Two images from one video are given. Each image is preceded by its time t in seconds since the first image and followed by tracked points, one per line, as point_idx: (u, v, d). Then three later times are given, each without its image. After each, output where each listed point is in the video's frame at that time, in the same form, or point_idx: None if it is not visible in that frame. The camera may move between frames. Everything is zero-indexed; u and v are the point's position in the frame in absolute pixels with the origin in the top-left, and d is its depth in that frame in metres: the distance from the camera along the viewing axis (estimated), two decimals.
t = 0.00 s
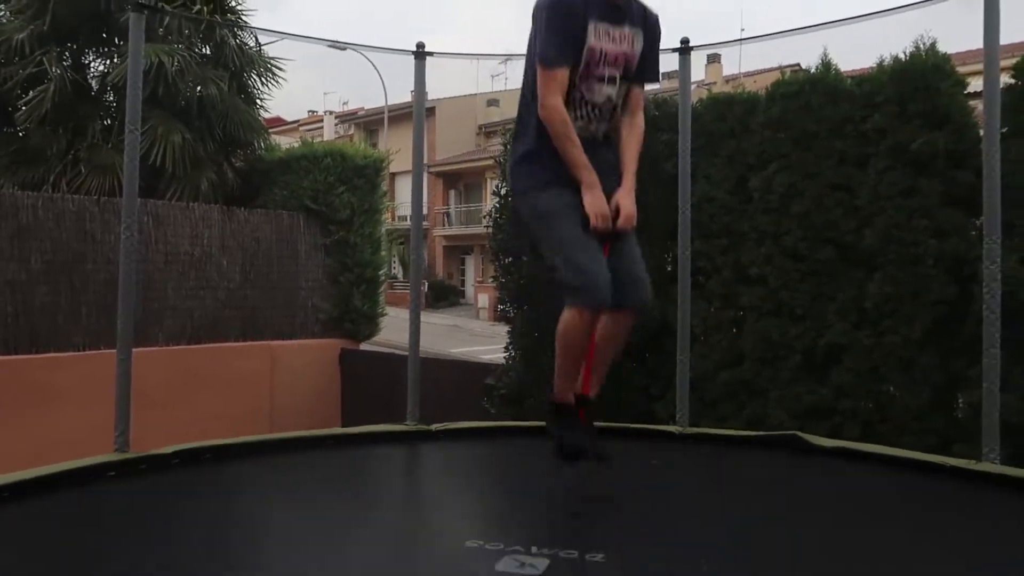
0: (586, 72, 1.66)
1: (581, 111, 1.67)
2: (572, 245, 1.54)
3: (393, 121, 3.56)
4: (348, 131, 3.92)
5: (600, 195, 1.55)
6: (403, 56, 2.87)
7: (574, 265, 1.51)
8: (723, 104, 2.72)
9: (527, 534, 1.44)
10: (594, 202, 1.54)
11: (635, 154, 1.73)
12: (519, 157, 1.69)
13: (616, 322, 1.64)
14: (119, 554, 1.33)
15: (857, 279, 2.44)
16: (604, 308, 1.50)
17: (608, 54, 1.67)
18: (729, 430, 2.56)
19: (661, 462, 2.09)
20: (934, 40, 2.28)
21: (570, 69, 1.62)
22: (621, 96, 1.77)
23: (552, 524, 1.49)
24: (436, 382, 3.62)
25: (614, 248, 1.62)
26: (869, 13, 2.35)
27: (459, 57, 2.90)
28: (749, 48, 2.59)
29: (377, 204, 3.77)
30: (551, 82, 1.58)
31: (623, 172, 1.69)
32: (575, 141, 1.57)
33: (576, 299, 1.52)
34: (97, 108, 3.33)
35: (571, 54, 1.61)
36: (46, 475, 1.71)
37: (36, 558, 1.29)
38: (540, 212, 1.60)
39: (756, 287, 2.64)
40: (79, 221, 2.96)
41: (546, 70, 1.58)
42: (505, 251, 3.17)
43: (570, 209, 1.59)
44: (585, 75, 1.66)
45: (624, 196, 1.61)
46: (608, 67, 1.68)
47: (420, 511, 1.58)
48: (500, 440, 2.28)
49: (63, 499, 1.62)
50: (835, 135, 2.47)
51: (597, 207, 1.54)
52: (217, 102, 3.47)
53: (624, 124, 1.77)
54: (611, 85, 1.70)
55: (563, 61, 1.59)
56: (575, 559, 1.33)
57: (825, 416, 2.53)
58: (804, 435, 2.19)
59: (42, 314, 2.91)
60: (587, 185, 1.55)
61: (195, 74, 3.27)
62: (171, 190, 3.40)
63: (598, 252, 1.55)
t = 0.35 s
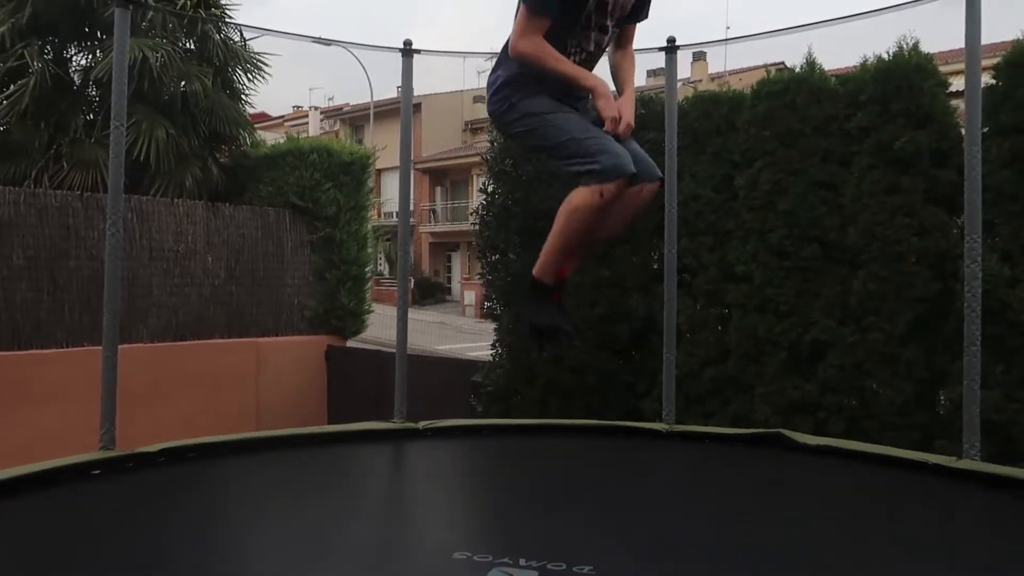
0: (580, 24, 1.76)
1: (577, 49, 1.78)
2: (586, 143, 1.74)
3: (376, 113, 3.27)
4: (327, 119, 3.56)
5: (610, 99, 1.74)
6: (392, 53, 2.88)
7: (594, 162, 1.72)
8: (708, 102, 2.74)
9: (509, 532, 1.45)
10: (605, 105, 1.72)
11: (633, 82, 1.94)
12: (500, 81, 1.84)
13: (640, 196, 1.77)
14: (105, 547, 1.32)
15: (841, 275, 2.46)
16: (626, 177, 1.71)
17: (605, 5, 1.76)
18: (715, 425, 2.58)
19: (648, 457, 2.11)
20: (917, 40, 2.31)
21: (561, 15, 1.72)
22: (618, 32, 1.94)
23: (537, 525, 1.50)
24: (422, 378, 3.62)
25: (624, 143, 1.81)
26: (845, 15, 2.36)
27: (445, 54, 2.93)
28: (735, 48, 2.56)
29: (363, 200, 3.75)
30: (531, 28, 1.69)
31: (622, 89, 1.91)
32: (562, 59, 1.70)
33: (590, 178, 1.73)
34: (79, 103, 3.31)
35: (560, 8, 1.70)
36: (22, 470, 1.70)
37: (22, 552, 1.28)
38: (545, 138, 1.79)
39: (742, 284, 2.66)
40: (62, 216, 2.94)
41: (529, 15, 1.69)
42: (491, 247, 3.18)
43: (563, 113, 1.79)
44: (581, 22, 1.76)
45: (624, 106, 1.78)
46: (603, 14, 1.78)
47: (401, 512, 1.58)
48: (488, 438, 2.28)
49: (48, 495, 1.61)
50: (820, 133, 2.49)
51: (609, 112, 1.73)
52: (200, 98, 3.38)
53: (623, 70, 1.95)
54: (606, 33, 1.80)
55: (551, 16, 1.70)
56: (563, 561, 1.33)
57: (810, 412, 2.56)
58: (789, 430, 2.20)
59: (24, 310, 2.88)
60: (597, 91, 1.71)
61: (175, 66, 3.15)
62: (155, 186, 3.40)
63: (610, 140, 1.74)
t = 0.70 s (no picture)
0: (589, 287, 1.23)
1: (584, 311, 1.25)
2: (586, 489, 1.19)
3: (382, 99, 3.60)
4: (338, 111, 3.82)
5: (610, 417, 1.20)
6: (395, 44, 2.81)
7: (584, 505, 1.18)
8: (711, 91, 2.73)
9: (492, 540, 1.49)
10: (603, 429, 1.19)
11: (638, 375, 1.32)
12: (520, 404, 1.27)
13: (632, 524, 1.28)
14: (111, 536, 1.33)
15: (845, 264, 2.46)
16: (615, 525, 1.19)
17: (613, 266, 1.24)
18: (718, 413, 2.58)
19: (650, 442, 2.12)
20: (922, 27, 2.33)
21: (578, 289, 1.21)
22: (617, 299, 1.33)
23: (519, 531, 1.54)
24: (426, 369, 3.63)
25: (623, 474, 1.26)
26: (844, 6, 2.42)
27: (448, 46, 2.90)
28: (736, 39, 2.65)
29: (366, 192, 3.74)
30: (556, 309, 1.16)
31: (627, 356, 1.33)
32: (582, 358, 1.19)
33: (580, 522, 1.19)
34: (82, 97, 3.32)
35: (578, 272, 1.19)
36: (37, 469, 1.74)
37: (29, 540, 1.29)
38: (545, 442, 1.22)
39: (745, 273, 2.66)
40: (67, 210, 2.94)
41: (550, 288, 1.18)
42: (495, 238, 3.18)
43: (573, 429, 1.21)
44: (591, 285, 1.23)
45: (627, 411, 1.26)
46: (609, 281, 1.26)
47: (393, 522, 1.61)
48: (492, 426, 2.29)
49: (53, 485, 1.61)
50: (823, 121, 2.48)
51: (610, 435, 1.19)
52: (204, 91, 3.40)
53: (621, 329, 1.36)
54: (617, 294, 1.28)
55: (579, 281, 1.19)
56: (553, 572, 1.36)
57: (813, 400, 2.56)
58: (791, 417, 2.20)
59: (29, 303, 2.88)
60: (596, 406, 1.19)
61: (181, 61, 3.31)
62: (157, 179, 3.38)
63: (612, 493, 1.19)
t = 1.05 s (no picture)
0: (526, 20, 1.57)
1: (524, 44, 1.59)
2: (520, 208, 1.50)
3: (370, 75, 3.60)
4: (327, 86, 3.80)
5: (545, 140, 1.49)
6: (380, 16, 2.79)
7: (513, 220, 1.50)
8: (698, 64, 2.71)
9: (501, 497, 1.44)
10: (540, 150, 1.47)
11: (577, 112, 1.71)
12: (462, 103, 1.60)
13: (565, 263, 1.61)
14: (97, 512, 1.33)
15: (830, 238, 2.47)
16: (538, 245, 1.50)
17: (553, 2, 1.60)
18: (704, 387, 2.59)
19: (635, 417, 2.14)
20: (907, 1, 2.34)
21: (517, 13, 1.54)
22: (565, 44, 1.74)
23: (522, 487, 1.51)
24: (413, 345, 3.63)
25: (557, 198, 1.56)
26: None
27: (436, 18, 2.88)
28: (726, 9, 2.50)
29: (352, 167, 3.71)
30: (493, 29, 1.50)
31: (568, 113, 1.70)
32: (517, 83, 1.51)
33: (517, 246, 1.50)
34: (61, 70, 3.26)
35: None
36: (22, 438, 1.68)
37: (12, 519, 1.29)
38: (476, 153, 1.55)
39: (731, 248, 2.66)
40: (47, 185, 2.91)
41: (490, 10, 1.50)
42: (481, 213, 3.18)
43: (510, 155, 1.53)
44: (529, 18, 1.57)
45: (568, 144, 1.57)
46: (546, 16, 1.60)
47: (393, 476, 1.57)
48: (478, 403, 2.29)
49: (38, 464, 1.61)
50: (810, 95, 2.47)
51: (544, 153, 1.47)
52: (186, 63, 3.36)
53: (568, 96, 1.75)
54: (557, 32, 1.63)
55: (511, 9, 1.52)
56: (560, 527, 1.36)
57: (797, 374, 2.58)
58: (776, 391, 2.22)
59: (11, 280, 2.86)
60: (530, 130, 1.49)
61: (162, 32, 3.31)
62: (140, 154, 3.34)
63: (540, 221, 1.50)
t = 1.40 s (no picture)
0: None
1: None
2: (460, 138, 1.72)
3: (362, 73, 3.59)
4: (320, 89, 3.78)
5: (480, 92, 1.72)
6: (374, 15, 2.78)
7: (458, 161, 1.71)
8: (690, 67, 2.72)
9: (497, 501, 1.43)
10: (474, 99, 1.71)
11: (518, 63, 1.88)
12: (405, 47, 1.80)
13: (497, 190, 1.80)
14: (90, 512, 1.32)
15: (820, 242, 2.49)
16: (480, 182, 1.72)
17: None
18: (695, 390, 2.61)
19: (626, 417, 2.15)
20: (899, 6, 2.35)
21: None
22: None
23: (514, 494, 1.50)
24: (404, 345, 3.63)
25: (491, 145, 1.78)
26: None
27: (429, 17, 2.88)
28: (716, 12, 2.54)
29: (343, 166, 3.69)
30: None
31: (507, 57, 1.88)
32: (455, 34, 1.70)
33: (461, 173, 1.72)
34: (50, 64, 3.23)
35: None
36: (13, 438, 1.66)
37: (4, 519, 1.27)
38: (416, 91, 1.77)
39: (722, 251, 2.67)
40: (36, 181, 2.88)
41: None
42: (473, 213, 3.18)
43: (450, 91, 1.76)
44: None
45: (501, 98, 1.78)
46: None
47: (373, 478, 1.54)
48: (470, 404, 2.30)
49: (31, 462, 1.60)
50: (801, 100, 2.49)
51: (478, 102, 1.71)
52: (176, 59, 3.31)
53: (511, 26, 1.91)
54: None
55: None
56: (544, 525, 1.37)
57: (787, 376, 2.59)
58: (767, 395, 2.23)
59: None
60: (467, 79, 1.71)
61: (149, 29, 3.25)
62: (129, 150, 3.32)
63: (481, 150, 1.72)
